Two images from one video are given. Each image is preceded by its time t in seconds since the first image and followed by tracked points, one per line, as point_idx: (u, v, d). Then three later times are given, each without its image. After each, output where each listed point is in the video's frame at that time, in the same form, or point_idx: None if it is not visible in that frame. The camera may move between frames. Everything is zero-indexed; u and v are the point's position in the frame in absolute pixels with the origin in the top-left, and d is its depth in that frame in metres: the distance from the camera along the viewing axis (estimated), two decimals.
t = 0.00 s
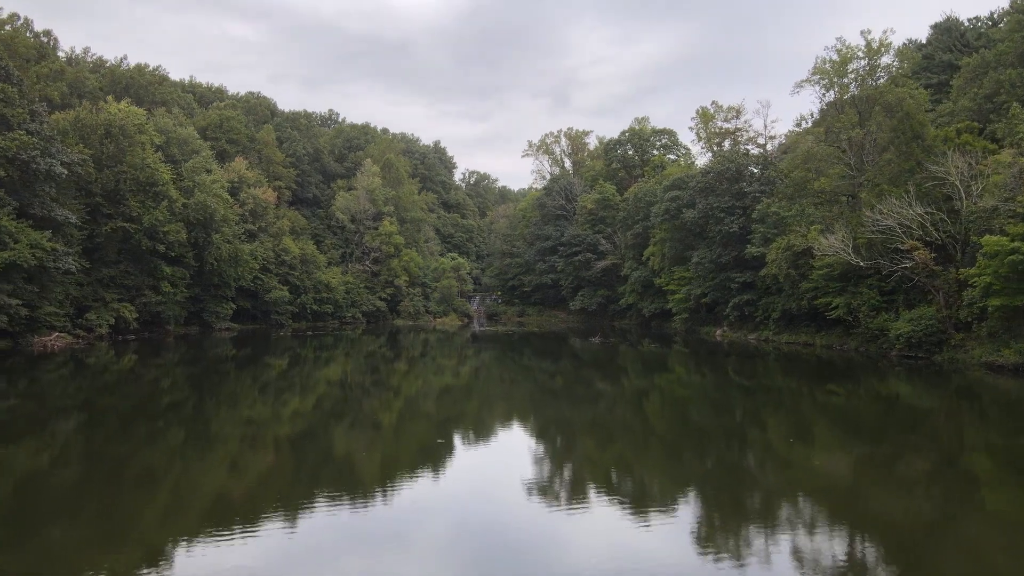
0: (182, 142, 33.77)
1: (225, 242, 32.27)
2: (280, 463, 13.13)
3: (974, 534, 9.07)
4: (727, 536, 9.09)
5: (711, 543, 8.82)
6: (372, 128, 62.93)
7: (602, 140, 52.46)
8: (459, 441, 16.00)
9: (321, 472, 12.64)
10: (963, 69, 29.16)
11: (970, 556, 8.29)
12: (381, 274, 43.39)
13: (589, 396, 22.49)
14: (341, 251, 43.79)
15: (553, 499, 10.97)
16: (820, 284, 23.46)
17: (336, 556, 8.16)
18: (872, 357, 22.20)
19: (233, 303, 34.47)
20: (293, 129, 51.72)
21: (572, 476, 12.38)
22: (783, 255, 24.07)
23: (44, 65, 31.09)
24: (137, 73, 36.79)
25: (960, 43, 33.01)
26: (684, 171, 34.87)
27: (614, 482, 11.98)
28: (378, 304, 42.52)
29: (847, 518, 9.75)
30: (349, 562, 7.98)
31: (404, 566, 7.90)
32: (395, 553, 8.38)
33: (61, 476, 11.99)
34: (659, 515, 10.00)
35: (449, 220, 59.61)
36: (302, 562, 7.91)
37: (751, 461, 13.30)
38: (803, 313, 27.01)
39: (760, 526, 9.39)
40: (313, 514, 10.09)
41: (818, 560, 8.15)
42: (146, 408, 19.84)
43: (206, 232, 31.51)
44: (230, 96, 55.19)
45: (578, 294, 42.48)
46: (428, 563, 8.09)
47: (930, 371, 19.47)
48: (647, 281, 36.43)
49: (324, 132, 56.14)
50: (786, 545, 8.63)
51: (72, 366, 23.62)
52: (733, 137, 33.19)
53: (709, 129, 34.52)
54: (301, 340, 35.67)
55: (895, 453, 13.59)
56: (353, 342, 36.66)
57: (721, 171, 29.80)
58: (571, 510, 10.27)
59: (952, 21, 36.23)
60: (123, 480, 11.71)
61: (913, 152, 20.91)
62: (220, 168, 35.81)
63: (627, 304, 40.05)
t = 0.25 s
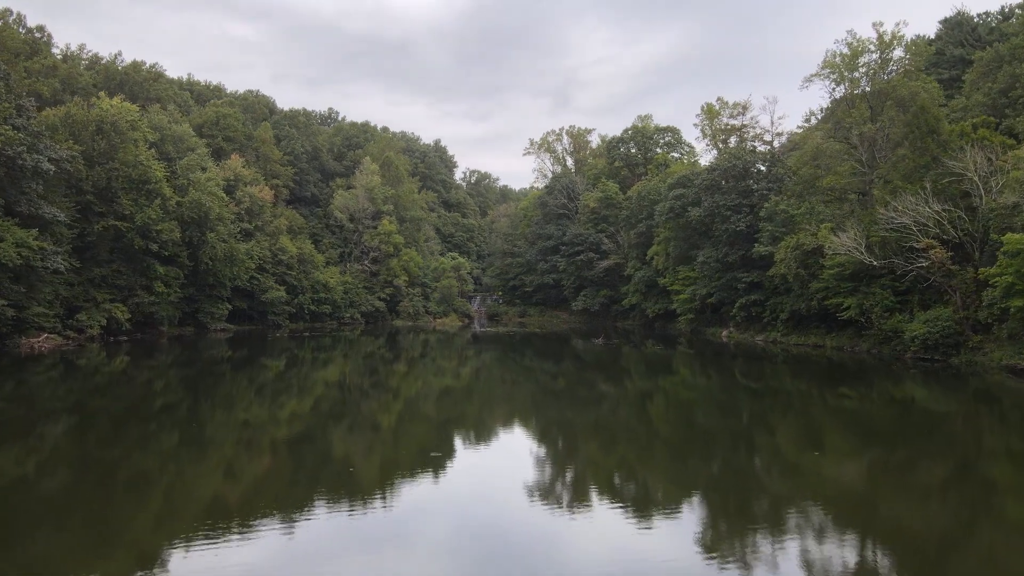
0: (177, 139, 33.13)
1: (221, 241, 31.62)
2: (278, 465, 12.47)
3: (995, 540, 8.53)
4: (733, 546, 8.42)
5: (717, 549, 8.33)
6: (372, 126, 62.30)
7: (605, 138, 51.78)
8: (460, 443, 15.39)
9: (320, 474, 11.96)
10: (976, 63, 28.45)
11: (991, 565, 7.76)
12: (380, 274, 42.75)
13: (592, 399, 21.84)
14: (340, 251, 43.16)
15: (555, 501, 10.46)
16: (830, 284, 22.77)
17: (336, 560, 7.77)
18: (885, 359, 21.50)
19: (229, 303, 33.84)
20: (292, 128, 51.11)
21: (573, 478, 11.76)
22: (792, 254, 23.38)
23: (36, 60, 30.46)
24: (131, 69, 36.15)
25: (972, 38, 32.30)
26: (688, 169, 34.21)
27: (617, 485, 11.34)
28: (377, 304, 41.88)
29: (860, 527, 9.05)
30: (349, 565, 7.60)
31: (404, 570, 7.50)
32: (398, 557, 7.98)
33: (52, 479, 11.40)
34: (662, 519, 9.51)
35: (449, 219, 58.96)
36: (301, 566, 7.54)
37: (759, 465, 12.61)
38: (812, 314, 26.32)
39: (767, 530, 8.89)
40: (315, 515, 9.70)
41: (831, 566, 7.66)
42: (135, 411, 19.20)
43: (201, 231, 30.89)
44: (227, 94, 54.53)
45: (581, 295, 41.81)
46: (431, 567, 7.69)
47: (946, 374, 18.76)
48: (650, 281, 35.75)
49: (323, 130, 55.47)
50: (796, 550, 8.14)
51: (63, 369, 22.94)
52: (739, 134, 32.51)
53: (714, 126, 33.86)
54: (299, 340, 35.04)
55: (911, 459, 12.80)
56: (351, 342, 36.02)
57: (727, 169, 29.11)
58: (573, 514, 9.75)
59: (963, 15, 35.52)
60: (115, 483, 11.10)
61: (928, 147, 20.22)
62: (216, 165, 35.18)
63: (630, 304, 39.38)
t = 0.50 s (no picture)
0: (170, 136, 32.42)
1: (215, 241, 30.87)
2: (273, 468, 11.79)
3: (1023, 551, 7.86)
4: (737, 558, 7.73)
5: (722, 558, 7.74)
6: (372, 124, 61.56)
7: (607, 136, 50.97)
8: (460, 446, 14.69)
9: (316, 478, 11.23)
10: (992, 56, 27.61)
11: None
12: (380, 274, 42.02)
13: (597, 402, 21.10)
14: (338, 250, 42.44)
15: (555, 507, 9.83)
16: (844, 283, 21.94)
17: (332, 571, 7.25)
18: (901, 363, 20.67)
19: (224, 304, 33.11)
20: (290, 125, 50.40)
21: (576, 481, 11.08)
22: (804, 252, 22.55)
23: (25, 55, 29.75)
24: (124, 65, 35.42)
25: (986, 31, 31.44)
26: (694, 166, 33.42)
27: (620, 488, 10.66)
28: (376, 305, 41.16)
29: (874, 536, 8.32)
30: None
31: None
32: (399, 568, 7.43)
33: (35, 481, 10.87)
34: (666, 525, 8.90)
35: (449, 218, 58.20)
36: None
37: (768, 469, 11.87)
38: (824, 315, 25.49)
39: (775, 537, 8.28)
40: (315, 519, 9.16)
41: None
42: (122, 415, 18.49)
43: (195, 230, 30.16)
44: (224, 91, 53.80)
45: (583, 295, 41.02)
46: None
47: (967, 378, 17.93)
48: (655, 281, 34.96)
49: (321, 127, 54.72)
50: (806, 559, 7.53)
51: (50, 371, 22.16)
52: (746, 130, 31.72)
53: (721, 122, 33.07)
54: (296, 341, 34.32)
55: (932, 466, 11.95)
56: (349, 343, 35.30)
57: (734, 165, 28.31)
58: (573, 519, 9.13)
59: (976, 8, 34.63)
60: (103, 487, 10.48)
61: (948, 142, 19.37)
62: (211, 163, 34.45)
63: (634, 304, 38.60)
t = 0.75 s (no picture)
0: (165, 133, 31.79)
1: (210, 240, 30.24)
2: (266, 470, 11.21)
3: None
4: (744, 566, 7.06)
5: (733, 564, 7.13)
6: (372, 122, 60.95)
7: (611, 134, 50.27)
8: (462, 447, 14.10)
9: (313, 480, 10.64)
10: (1007, 50, 26.86)
11: None
12: (379, 273, 41.37)
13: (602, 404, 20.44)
14: (337, 250, 41.81)
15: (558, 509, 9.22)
16: (858, 283, 21.26)
17: None
18: (917, 365, 19.98)
19: (220, 303, 32.48)
20: (289, 123, 49.77)
21: (578, 484, 10.42)
22: (815, 252, 21.83)
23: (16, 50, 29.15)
24: (118, 61, 34.80)
25: (999, 25, 30.67)
26: (700, 164, 32.70)
27: (623, 490, 10.03)
28: (376, 305, 40.51)
29: (890, 543, 7.65)
30: None
31: None
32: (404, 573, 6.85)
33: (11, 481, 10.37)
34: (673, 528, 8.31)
35: (450, 217, 57.54)
36: None
37: (778, 473, 11.15)
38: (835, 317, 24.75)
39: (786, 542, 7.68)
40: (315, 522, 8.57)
41: None
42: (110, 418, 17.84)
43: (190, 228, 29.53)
44: (222, 89, 53.19)
45: (586, 295, 40.32)
46: None
47: (988, 382, 17.18)
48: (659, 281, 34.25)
49: (320, 126, 54.08)
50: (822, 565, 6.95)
51: (40, 373, 21.53)
52: (753, 126, 30.99)
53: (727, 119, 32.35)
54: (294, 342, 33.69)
55: (953, 471, 11.20)
56: (348, 344, 34.65)
57: (742, 162, 27.59)
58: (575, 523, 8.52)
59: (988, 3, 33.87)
60: (92, 488, 9.96)
61: (966, 136, 18.62)
62: (207, 160, 33.82)
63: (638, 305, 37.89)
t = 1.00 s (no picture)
0: (160, 129, 31.10)
1: (206, 238, 29.53)
2: (263, 473, 10.48)
3: None
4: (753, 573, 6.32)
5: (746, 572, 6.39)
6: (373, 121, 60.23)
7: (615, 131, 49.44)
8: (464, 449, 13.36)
9: (309, 484, 9.88)
10: None
11: None
12: (380, 273, 40.65)
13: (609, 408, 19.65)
14: (337, 249, 41.08)
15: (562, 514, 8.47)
16: (875, 283, 20.43)
17: None
18: (939, 369, 19.13)
19: (216, 304, 31.78)
20: (288, 120, 49.06)
21: (581, 487, 9.70)
22: (830, 250, 21.02)
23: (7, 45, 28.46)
24: (113, 56, 34.11)
25: (1017, 18, 29.76)
26: (708, 161, 31.86)
27: (628, 493, 9.30)
28: (376, 306, 39.78)
29: (912, 550, 6.89)
30: None
31: None
32: None
33: None
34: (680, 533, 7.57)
35: (452, 216, 56.78)
36: None
37: (793, 476, 10.36)
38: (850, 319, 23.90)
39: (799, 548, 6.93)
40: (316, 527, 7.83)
41: None
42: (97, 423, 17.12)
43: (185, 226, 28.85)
44: (221, 87, 52.52)
45: (591, 295, 39.52)
46: None
47: (1017, 388, 16.31)
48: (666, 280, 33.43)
49: (320, 124, 53.36)
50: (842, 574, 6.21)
51: (27, 376, 20.84)
52: (762, 122, 30.15)
53: (736, 114, 31.51)
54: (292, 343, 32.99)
55: (984, 477, 10.35)
56: (348, 345, 33.93)
57: (752, 158, 26.75)
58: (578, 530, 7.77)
59: None
60: (66, 490, 9.28)
61: (992, 130, 17.77)
62: (203, 157, 33.12)
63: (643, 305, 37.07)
